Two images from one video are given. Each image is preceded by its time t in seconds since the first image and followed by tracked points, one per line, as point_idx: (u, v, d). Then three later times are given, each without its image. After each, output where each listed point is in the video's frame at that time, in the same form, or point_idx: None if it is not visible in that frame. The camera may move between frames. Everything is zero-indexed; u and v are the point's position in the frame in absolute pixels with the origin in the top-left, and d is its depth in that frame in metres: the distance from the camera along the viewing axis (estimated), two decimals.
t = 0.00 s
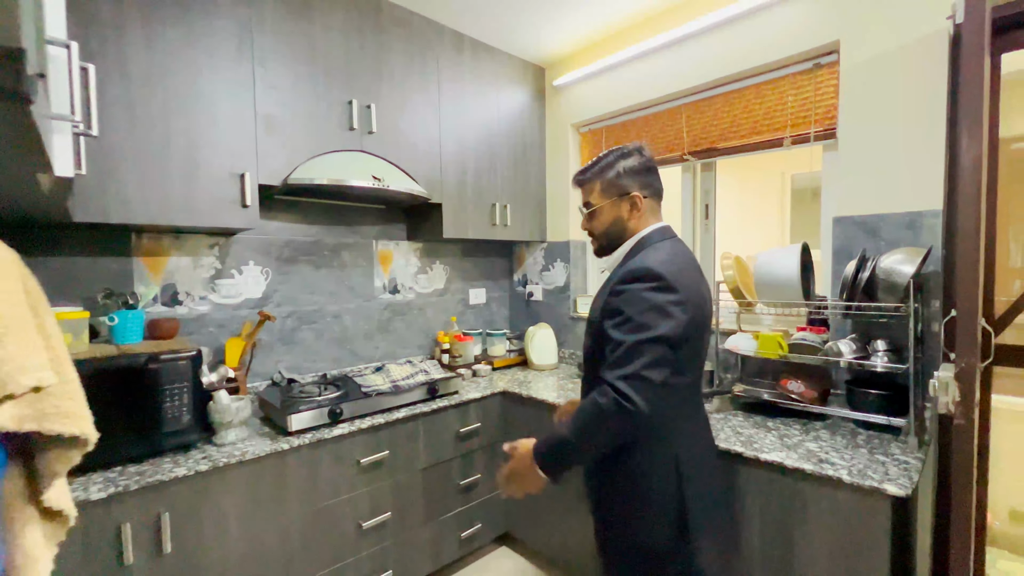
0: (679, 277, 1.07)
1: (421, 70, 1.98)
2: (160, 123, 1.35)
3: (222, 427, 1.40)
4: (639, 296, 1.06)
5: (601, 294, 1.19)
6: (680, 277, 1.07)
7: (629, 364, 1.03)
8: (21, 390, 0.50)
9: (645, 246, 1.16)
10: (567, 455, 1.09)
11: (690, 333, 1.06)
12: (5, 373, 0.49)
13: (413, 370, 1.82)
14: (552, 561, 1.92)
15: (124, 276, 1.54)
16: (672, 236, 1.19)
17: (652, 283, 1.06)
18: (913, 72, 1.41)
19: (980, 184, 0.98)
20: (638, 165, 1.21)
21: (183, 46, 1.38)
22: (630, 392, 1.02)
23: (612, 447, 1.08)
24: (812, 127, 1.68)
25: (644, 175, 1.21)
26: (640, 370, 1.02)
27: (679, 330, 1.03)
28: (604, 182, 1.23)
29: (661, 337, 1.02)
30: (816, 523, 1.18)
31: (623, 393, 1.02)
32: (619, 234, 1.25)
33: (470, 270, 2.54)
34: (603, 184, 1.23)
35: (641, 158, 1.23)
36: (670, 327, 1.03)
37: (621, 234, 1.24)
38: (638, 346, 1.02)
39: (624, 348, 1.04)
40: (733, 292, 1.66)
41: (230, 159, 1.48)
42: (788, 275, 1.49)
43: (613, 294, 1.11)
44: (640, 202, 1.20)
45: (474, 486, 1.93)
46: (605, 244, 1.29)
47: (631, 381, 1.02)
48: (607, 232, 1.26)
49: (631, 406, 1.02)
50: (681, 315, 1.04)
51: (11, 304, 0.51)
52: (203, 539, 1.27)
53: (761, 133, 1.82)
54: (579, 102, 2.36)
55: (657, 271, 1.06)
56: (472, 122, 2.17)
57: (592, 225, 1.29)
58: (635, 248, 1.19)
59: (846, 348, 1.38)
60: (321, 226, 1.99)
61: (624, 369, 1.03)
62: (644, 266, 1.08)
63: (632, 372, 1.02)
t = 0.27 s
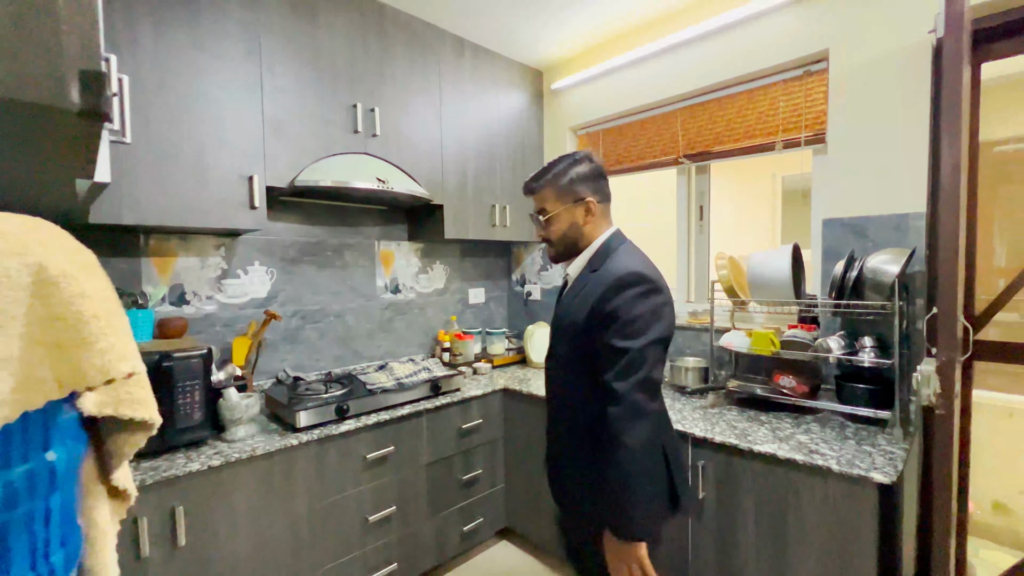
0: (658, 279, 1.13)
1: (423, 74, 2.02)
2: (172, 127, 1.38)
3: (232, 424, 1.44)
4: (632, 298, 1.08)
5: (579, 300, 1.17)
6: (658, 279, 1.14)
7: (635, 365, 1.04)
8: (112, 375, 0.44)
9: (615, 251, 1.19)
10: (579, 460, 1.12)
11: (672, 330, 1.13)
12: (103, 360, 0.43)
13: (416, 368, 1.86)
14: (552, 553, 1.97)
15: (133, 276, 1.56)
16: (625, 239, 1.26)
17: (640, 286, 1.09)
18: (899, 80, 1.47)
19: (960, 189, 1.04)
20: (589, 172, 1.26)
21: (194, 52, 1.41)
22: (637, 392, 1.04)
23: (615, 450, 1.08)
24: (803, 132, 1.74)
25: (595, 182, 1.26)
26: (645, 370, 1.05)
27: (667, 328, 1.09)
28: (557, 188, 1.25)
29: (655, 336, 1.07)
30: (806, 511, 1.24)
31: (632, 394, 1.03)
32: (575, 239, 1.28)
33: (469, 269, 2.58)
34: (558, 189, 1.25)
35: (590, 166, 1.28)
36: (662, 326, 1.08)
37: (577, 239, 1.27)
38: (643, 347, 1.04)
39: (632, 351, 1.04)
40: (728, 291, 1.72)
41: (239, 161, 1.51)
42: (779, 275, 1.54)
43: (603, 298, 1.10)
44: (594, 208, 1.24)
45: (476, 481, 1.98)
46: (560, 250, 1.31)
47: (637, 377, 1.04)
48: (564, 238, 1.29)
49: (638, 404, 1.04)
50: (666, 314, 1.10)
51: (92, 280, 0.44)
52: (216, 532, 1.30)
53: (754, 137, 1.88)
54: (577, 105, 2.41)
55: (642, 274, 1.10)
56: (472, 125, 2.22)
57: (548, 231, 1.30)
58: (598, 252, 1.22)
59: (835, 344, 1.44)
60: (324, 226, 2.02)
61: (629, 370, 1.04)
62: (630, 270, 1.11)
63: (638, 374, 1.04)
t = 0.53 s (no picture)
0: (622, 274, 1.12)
1: (427, 78, 2.05)
2: (183, 132, 1.41)
3: (242, 422, 1.47)
4: (613, 296, 1.04)
5: (553, 310, 1.07)
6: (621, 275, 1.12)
7: (628, 364, 1.00)
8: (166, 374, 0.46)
9: (573, 254, 1.12)
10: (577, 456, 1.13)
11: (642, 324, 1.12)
12: (157, 360, 0.45)
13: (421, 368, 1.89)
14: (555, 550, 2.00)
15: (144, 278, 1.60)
16: (571, 250, 1.15)
17: (614, 284, 1.06)
18: (895, 86, 1.50)
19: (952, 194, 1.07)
20: (534, 183, 1.12)
21: (204, 59, 1.44)
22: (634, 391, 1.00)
23: (615, 457, 1.05)
24: (801, 135, 1.77)
25: (540, 194, 1.13)
26: (637, 367, 1.02)
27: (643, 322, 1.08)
28: (501, 201, 1.11)
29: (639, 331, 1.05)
30: (804, 506, 1.27)
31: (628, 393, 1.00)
32: (523, 257, 1.14)
33: (472, 270, 2.61)
34: (502, 201, 1.11)
35: (534, 176, 1.15)
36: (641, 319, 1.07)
37: (525, 257, 1.13)
38: (631, 344, 1.01)
39: (623, 349, 1.00)
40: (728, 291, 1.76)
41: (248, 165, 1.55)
42: (778, 275, 1.57)
43: (583, 302, 1.04)
44: (540, 221, 1.12)
45: (480, 479, 2.01)
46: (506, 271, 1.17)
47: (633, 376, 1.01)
48: (510, 257, 1.14)
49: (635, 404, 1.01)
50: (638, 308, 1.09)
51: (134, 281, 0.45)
52: (228, 528, 1.33)
53: (753, 140, 1.91)
54: (578, 108, 2.44)
55: (613, 271, 1.07)
56: (475, 128, 2.25)
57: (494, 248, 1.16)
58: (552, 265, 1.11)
59: (832, 344, 1.48)
60: (330, 228, 2.06)
61: (624, 370, 1.00)
62: (599, 269, 1.07)
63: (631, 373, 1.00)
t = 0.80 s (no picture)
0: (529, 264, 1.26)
1: (433, 78, 2.05)
2: (191, 133, 1.42)
3: (250, 421, 1.48)
4: (532, 282, 1.18)
5: (483, 310, 1.18)
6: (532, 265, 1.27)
7: (558, 336, 1.14)
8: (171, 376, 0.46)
9: (486, 258, 1.24)
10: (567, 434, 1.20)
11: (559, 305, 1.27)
12: (162, 363, 0.45)
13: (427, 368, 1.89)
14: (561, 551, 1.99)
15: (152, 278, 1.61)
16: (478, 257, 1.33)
17: (528, 273, 1.20)
18: (906, 83, 1.48)
19: (963, 193, 1.05)
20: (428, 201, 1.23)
21: (212, 61, 1.45)
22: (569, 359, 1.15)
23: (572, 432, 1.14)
24: (809, 134, 1.76)
25: (435, 209, 1.23)
26: (566, 338, 1.16)
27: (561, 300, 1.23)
28: (400, 221, 1.19)
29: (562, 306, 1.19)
30: (811, 509, 1.26)
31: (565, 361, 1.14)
32: (433, 270, 1.22)
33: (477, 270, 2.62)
34: (400, 222, 1.19)
35: (431, 195, 1.24)
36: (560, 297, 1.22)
37: (433, 270, 1.22)
38: (557, 318, 1.15)
39: (550, 324, 1.14)
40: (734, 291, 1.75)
41: (255, 166, 1.55)
42: (786, 275, 1.56)
43: (510, 294, 1.16)
44: (441, 234, 1.21)
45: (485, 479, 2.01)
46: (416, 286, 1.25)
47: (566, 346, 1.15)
48: (419, 271, 1.22)
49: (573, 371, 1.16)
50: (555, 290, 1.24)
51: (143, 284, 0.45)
52: (235, 527, 1.34)
53: (760, 139, 1.90)
54: (583, 107, 2.43)
55: (524, 263, 1.22)
56: (481, 128, 2.25)
57: (403, 265, 1.22)
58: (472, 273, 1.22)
59: (840, 345, 1.46)
60: (337, 229, 2.06)
61: (558, 342, 1.14)
62: (512, 265, 1.21)
63: (563, 344, 1.14)
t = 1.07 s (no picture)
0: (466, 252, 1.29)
1: (438, 74, 2.01)
2: (192, 131, 1.40)
3: (251, 422, 1.46)
4: (474, 263, 1.20)
5: (432, 300, 1.16)
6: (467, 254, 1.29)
7: (511, 308, 1.15)
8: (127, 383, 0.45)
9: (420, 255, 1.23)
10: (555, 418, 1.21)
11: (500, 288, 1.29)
12: (110, 370, 0.43)
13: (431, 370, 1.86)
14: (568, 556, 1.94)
15: (155, 278, 1.60)
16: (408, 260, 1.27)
17: (467, 257, 1.21)
18: (931, 72, 1.41)
19: (995, 187, 0.99)
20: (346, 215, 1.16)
21: (214, 57, 1.43)
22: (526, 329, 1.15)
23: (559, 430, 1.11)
24: (827, 127, 1.69)
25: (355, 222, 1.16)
26: (518, 310, 1.17)
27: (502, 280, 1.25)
28: (319, 243, 1.12)
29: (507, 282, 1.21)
30: (830, 519, 1.20)
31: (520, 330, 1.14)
32: (368, 284, 1.16)
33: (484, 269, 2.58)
34: (321, 243, 1.12)
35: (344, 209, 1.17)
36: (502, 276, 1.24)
37: (368, 285, 1.16)
38: (506, 291, 1.17)
39: (501, 295, 1.15)
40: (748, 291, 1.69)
41: (257, 164, 1.53)
42: (802, 274, 1.50)
43: (456, 277, 1.16)
44: (365, 247, 1.15)
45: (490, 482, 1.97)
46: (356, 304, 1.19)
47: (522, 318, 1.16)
48: (355, 289, 1.16)
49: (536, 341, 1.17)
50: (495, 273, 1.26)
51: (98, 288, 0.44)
52: (236, 529, 1.32)
53: (775, 133, 1.83)
54: (592, 103, 2.38)
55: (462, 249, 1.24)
56: (487, 124, 2.21)
57: (335, 287, 1.15)
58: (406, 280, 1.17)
59: (859, 347, 1.40)
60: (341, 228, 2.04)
61: (512, 313, 1.14)
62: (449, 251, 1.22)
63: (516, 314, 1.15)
